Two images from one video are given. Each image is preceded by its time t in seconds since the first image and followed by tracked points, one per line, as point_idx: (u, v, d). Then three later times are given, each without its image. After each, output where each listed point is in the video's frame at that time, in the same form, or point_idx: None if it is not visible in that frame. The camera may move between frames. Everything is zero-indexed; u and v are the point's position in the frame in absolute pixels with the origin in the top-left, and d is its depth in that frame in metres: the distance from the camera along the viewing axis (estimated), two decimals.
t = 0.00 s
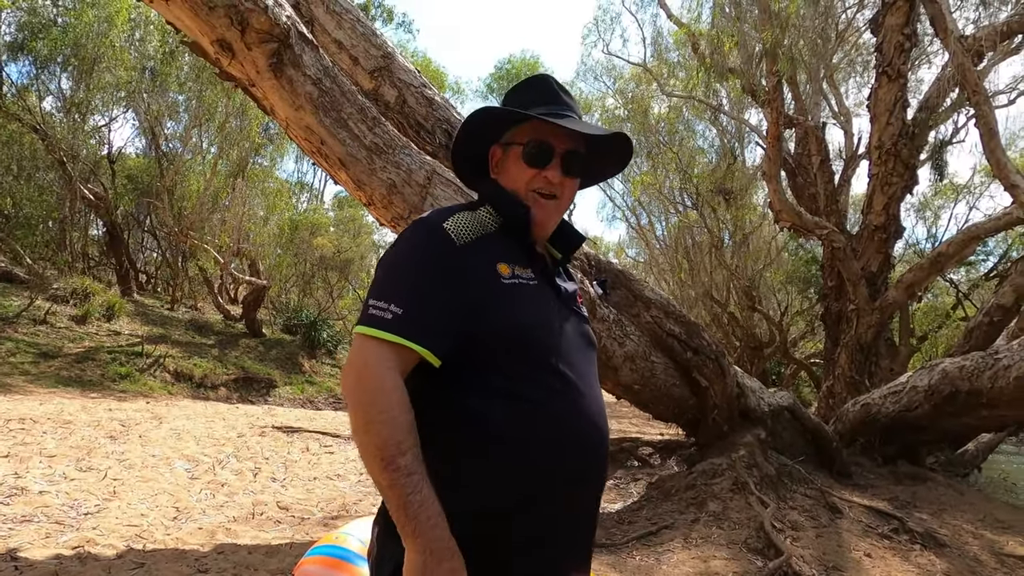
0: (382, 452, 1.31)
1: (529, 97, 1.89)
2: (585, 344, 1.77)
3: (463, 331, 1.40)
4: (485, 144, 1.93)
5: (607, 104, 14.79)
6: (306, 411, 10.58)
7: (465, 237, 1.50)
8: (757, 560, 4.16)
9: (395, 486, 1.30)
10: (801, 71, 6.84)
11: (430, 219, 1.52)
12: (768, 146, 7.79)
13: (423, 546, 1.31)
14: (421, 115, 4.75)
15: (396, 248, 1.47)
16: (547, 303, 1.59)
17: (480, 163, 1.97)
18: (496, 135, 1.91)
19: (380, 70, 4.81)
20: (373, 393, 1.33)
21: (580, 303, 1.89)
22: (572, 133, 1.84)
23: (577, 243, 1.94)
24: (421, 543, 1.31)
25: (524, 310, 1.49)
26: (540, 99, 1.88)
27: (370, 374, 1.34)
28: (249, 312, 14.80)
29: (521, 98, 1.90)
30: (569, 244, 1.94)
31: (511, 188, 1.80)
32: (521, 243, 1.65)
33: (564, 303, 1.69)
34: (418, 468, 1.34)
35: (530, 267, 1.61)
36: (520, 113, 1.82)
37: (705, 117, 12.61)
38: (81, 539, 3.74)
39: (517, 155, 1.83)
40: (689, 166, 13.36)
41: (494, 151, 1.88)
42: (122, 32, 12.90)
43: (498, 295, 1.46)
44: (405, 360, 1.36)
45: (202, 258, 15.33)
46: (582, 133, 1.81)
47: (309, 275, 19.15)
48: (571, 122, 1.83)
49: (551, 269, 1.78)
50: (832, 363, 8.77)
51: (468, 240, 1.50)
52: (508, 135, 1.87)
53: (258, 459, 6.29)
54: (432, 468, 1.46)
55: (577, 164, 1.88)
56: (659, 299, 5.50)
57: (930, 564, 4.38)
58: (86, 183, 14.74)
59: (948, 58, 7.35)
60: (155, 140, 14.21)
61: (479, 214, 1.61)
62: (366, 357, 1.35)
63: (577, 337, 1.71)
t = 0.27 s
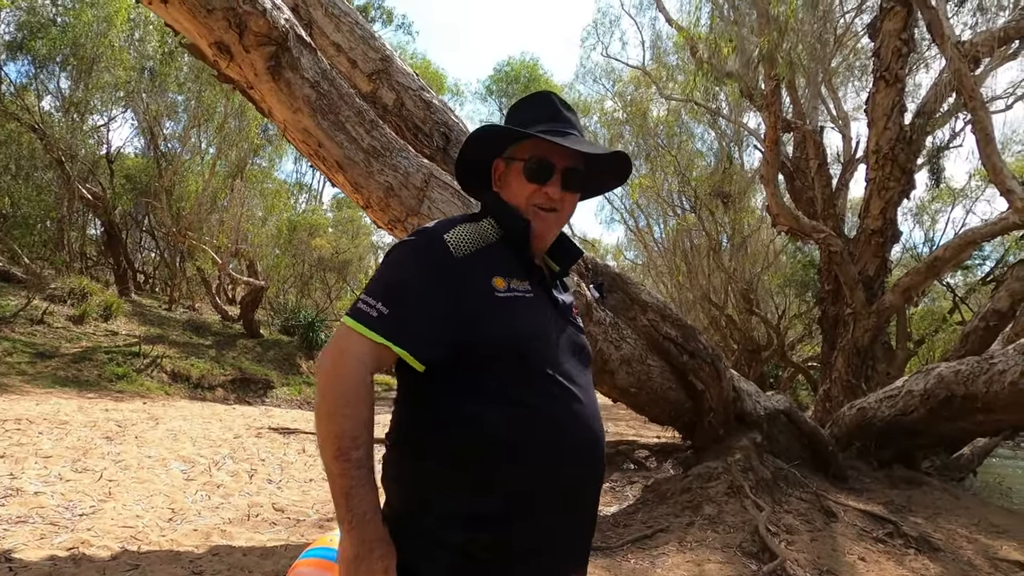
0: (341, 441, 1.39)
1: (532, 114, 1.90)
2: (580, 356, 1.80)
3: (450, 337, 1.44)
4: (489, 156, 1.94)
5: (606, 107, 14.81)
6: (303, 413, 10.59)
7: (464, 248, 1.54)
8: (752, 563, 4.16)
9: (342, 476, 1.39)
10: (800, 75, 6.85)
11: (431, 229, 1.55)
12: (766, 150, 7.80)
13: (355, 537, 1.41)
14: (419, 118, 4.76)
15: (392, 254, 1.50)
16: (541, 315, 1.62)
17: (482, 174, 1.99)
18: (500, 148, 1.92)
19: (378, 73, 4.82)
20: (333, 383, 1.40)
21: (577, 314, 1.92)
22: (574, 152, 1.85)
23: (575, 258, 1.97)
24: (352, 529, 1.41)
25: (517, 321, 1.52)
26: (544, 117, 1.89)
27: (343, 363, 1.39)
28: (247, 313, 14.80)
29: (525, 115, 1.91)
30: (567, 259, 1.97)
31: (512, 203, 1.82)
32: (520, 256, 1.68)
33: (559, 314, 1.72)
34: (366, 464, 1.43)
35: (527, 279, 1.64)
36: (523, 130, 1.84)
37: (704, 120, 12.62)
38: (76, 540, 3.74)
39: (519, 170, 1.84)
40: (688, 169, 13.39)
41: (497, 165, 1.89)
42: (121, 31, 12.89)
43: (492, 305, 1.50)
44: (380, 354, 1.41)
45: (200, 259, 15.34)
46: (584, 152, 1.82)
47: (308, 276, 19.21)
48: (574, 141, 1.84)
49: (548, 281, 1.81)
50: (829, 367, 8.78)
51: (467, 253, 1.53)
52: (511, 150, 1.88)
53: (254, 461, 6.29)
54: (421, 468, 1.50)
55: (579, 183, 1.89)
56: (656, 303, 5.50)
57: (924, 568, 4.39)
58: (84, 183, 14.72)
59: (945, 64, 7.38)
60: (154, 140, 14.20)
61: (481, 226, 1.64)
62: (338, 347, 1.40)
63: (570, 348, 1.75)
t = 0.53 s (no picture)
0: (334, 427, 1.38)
1: (528, 122, 1.90)
2: (575, 363, 1.80)
3: (439, 335, 1.44)
4: (487, 163, 1.95)
5: (608, 111, 14.83)
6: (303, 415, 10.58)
7: (457, 250, 1.54)
8: (749, 569, 4.14)
9: (327, 459, 1.38)
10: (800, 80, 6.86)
11: (427, 230, 1.56)
12: (767, 154, 7.80)
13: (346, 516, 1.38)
14: (419, 120, 4.77)
15: (390, 253, 1.50)
16: (534, 319, 1.61)
17: (480, 180, 1.99)
18: (497, 155, 1.93)
19: (378, 76, 4.83)
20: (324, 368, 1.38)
21: (573, 320, 1.91)
22: (568, 160, 1.85)
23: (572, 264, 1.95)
24: (345, 507, 1.38)
25: (507, 324, 1.52)
26: (539, 125, 1.89)
27: (330, 351, 1.39)
28: (248, 315, 14.82)
29: (521, 122, 1.91)
30: (564, 264, 1.96)
31: (507, 209, 1.81)
32: (515, 260, 1.67)
33: (554, 319, 1.71)
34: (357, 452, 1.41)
35: (521, 282, 1.63)
36: (517, 139, 1.85)
37: (706, 125, 12.64)
38: (70, 541, 3.74)
39: (514, 177, 1.84)
40: (689, 174, 13.42)
41: (494, 172, 1.90)
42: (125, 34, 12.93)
43: (483, 308, 1.49)
44: (368, 346, 1.41)
45: (201, 261, 15.37)
46: (578, 160, 1.82)
47: (309, 278, 19.27)
48: (568, 148, 1.84)
49: (543, 286, 1.80)
50: (829, 373, 8.76)
51: (461, 256, 1.52)
52: (507, 157, 1.89)
53: (253, 463, 6.29)
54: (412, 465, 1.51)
55: (573, 190, 1.89)
56: (655, 307, 5.48)
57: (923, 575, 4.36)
58: (87, 184, 14.77)
59: (946, 70, 7.38)
60: (157, 142, 14.24)
61: (476, 231, 1.63)
62: (326, 334, 1.40)
63: (564, 354, 1.74)
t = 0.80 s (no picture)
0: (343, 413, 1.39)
1: (535, 127, 1.90)
2: (581, 369, 1.79)
3: (443, 331, 1.44)
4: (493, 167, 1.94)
5: (612, 114, 14.82)
6: (304, 417, 10.57)
7: (464, 247, 1.53)
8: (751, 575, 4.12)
9: (347, 442, 1.40)
10: (806, 84, 6.84)
11: (435, 229, 1.56)
12: (771, 158, 7.76)
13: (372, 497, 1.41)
14: (423, 121, 4.77)
15: (397, 249, 1.50)
16: (539, 321, 1.60)
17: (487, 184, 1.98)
18: (504, 159, 1.92)
19: (382, 76, 4.83)
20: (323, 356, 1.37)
21: (578, 324, 1.89)
22: (573, 163, 1.83)
23: (579, 267, 1.94)
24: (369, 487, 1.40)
25: (512, 324, 1.51)
26: (545, 129, 1.89)
27: (331, 339, 1.37)
28: (250, 316, 14.84)
29: (528, 127, 1.91)
30: (570, 268, 1.94)
31: (511, 213, 1.81)
32: (521, 261, 1.66)
33: (560, 322, 1.70)
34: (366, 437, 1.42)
35: (526, 284, 1.62)
36: (522, 143, 1.84)
37: (711, 129, 12.62)
38: (69, 540, 3.73)
39: (520, 181, 1.84)
40: (693, 178, 13.42)
41: (501, 176, 1.89)
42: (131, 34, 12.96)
43: (488, 307, 1.49)
44: (372, 336, 1.40)
45: (204, 262, 15.40)
46: (583, 163, 1.80)
47: (312, 280, 19.31)
48: (574, 152, 1.83)
49: (549, 289, 1.78)
50: (832, 378, 8.72)
51: (467, 255, 1.52)
52: (514, 161, 1.88)
53: (253, 464, 6.27)
54: (416, 460, 1.51)
55: (579, 194, 1.87)
56: (658, 311, 5.45)
57: None
58: (92, 184, 14.80)
59: (952, 75, 7.36)
60: (162, 143, 14.27)
61: (483, 231, 1.62)
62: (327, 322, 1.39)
63: (571, 358, 1.73)
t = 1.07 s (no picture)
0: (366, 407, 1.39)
1: (555, 126, 1.88)
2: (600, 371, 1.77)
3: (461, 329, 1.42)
4: (512, 167, 1.93)
5: (619, 118, 14.80)
6: (309, 418, 10.57)
7: (482, 245, 1.52)
8: None
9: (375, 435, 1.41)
10: (814, 87, 6.80)
11: (454, 227, 1.55)
12: (779, 162, 7.72)
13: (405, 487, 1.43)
14: (430, 122, 4.76)
15: (416, 247, 1.48)
16: (557, 321, 1.58)
17: (504, 184, 1.97)
18: (523, 159, 1.91)
19: (389, 77, 4.82)
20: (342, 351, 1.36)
21: (595, 325, 1.87)
22: (592, 163, 1.82)
23: (596, 267, 1.92)
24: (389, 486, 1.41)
25: (529, 324, 1.49)
26: (564, 128, 1.87)
27: (350, 335, 1.36)
28: (257, 317, 14.89)
29: (547, 127, 1.90)
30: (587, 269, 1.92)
31: (529, 212, 1.79)
32: (539, 261, 1.65)
33: (578, 322, 1.68)
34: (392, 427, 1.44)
35: (543, 283, 1.61)
36: (541, 142, 1.82)
37: (718, 133, 12.59)
38: (73, 539, 3.72)
39: (538, 181, 1.82)
40: (700, 182, 13.41)
41: (519, 176, 1.88)
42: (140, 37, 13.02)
43: (506, 306, 1.47)
44: (390, 331, 1.38)
45: (211, 263, 15.47)
46: (602, 163, 1.78)
47: (318, 281, 19.37)
48: (593, 152, 1.80)
49: (566, 289, 1.76)
50: (840, 383, 8.66)
51: (486, 253, 1.50)
52: (532, 161, 1.87)
53: (257, 464, 6.26)
54: (433, 458, 1.50)
55: (598, 194, 1.85)
56: (665, 313, 5.40)
57: None
58: (100, 185, 14.87)
59: (962, 78, 7.31)
60: (170, 144, 14.32)
61: (502, 231, 1.61)
62: (347, 316, 1.37)
63: (590, 360, 1.71)
